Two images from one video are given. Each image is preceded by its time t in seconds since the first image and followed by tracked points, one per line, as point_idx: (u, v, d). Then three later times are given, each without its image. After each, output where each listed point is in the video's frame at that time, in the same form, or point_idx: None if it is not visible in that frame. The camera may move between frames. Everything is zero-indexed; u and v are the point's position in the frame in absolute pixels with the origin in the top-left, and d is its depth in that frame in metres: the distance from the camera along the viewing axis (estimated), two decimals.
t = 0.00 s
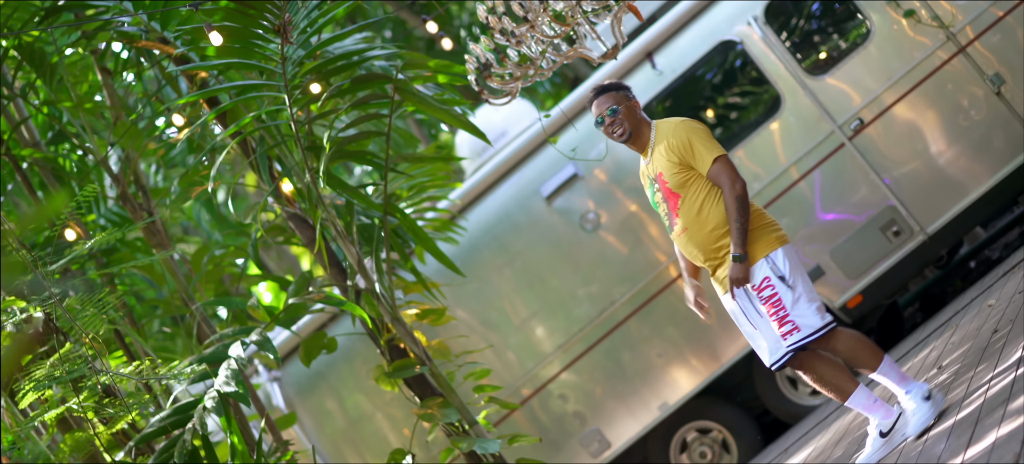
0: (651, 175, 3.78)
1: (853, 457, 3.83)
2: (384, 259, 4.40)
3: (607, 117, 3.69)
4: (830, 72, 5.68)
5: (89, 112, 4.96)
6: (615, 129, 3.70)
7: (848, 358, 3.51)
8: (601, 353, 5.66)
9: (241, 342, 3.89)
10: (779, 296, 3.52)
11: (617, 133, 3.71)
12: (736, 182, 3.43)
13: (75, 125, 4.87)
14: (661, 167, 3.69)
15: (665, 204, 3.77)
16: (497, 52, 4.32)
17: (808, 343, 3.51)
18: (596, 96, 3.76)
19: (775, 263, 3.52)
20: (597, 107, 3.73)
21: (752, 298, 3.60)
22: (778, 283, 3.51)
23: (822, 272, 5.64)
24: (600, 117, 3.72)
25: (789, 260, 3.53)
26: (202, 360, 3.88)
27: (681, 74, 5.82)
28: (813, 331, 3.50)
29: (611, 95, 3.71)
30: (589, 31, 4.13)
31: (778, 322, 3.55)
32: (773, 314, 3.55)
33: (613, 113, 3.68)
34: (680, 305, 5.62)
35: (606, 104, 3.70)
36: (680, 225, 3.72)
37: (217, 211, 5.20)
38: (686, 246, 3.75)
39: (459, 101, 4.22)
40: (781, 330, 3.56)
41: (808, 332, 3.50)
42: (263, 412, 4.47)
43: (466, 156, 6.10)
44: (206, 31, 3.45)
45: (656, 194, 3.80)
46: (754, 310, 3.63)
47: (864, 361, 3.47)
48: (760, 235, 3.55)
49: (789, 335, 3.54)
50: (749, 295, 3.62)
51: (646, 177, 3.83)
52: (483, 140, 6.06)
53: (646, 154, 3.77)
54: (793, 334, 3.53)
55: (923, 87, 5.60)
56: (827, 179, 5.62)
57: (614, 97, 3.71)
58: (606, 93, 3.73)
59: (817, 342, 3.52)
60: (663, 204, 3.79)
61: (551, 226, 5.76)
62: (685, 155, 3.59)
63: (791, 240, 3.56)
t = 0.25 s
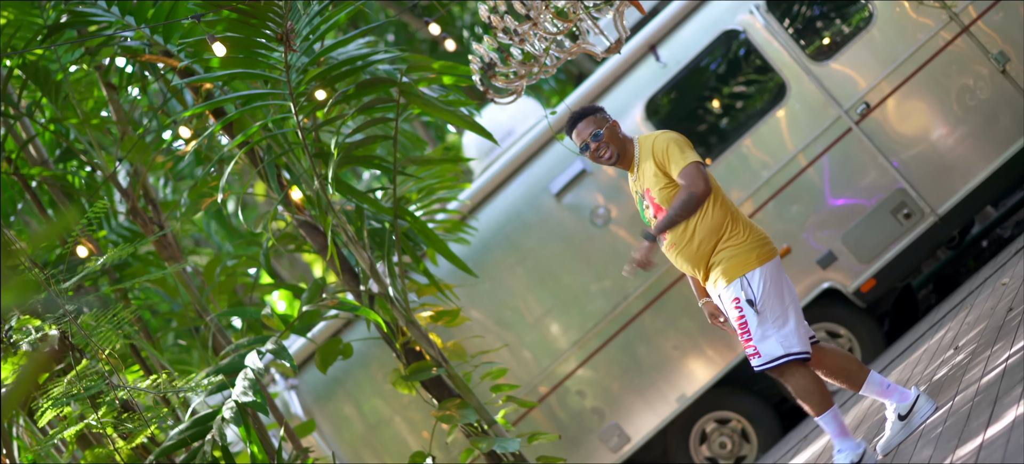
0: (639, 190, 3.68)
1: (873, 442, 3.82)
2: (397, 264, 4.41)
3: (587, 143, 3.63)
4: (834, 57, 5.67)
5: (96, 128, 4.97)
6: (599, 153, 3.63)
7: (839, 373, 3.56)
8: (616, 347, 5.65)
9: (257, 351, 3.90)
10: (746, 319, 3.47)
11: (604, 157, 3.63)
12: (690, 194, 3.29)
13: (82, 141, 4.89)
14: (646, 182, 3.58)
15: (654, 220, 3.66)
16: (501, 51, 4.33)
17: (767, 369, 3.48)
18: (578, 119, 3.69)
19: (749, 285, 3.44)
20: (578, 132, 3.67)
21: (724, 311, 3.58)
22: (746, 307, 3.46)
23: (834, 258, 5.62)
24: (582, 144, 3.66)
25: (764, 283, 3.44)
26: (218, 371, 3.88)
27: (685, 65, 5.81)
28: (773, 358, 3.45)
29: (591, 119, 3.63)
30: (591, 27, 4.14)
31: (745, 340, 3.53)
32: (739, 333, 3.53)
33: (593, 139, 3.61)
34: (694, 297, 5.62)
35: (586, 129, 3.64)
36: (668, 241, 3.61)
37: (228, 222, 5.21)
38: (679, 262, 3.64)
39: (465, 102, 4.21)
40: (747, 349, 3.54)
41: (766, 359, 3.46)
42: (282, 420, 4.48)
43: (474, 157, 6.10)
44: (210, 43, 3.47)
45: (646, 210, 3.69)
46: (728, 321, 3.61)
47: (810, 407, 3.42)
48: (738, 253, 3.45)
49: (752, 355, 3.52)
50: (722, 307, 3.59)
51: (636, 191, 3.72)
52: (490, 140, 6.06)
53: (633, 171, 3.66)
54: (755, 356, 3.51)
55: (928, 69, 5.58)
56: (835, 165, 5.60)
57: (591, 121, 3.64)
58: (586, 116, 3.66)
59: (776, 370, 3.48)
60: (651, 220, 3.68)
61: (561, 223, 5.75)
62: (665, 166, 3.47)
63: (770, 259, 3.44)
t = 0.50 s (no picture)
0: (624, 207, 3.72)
1: (890, 427, 3.82)
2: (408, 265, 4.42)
3: (577, 155, 3.60)
4: (835, 44, 5.65)
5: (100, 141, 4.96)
6: (585, 166, 3.62)
7: (841, 372, 3.63)
8: (628, 342, 5.65)
9: (270, 359, 3.90)
10: (733, 337, 3.52)
11: (589, 170, 3.62)
12: (628, 194, 3.28)
13: (87, 156, 4.89)
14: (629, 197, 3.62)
15: (640, 237, 3.72)
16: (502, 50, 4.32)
17: (756, 386, 3.51)
18: (563, 131, 3.66)
19: (735, 303, 3.50)
20: (566, 144, 3.64)
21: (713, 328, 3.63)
22: (733, 326, 3.51)
23: (843, 244, 5.61)
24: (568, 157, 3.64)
25: (751, 299, 3.49)
26: (232, 380, 3.88)
27: (687, 57, 5.80)
28: (763, 375, 3.48)
29: (578, 132, 3.63)
30: (592, 22, 4.11)
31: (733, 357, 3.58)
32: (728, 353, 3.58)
33: (581, 152, 3.60)
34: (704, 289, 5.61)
35: (575, 141, 3.62)
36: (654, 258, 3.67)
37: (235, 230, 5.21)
38: (666, 278, 3.71)
39: (467, 102, 4.20)
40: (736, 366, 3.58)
41: (755, 376, 3.49)
42: (298, 427, 4.48)
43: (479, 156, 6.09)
44: (211, 52, 3.44)
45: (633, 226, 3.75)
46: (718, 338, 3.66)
47: (785, 430, 3.49)
48: (724, 272, 3.51)
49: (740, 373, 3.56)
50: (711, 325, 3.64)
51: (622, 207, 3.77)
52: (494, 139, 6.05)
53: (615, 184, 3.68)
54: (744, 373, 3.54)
55: (930, 52, 5.56)
56: (841, 151, 5.58)
57: (578, 133, 3.63)
58: (572, 129, 3.65)
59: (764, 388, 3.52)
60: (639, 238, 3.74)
61: (569, 219, 5.75)
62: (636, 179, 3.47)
63: (756, 275, 3.49)
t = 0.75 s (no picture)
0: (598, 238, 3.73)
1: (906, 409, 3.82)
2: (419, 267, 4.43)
3: (550, 187, 3.63)
4: (835, 28, 5.63)
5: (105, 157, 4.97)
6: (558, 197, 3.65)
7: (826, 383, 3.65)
8: (641, 335, 5.65)
9: (283, 366, 3.91)
10: (709, 369, 3.50)
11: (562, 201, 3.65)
12: (615, 222, 3.35)
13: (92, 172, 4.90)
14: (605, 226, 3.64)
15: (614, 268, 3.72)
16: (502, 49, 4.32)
17: (736, 418, 3.48)
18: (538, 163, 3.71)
19: (710, 336, 3.49)
20: (540, 177, 3.68)
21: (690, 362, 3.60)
22: (708, 358, 3.49)
23: (851, 228, 5.61)
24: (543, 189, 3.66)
25: (725, 332, 3.48)
26: (246, 390, 3.88)
27: (687, 48, 5.78)
28: (741, 408, 3.45)
29: (553, 165, 3.66)
30: (590, 16, 4.11)
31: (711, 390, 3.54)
32: (705, 385, 3.55)
33: (556, 183, 3.62)
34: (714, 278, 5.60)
35: (549, 173, 3.65)
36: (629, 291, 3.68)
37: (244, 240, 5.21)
38: (640, 309, 3.71)
39: (470, 102, 4.20)
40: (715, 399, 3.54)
41: (734, 409, 3.47)
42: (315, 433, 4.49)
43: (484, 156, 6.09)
44: (211, 62, 3.47)
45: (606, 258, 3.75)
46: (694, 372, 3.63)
47: (779, 451, 3.41)
48: (699, 303, 3.52)
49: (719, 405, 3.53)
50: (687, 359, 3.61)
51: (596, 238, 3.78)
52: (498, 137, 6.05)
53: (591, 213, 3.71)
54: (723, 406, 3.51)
55: (930, 32, 5.54)
56: (845, 135, 5.56)
57: (552, 166, 3.67)
58: (547, 162, 3.69)
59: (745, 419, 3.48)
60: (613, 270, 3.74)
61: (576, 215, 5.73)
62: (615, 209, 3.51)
63: (731, 306, 3.50)
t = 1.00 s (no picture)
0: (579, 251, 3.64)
1: (918, 392, 3.81)
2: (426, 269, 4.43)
3: (526, 208, 3.50)
4: (833, 14, 5.62)
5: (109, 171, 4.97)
6: (536, 218, 3.52)
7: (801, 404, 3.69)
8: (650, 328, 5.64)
9: (294, 373, 3.91)
10: (710, 376, 3.42)
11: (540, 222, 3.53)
12: (587, 242, 3.23)
13: (96, 186, 4.90)
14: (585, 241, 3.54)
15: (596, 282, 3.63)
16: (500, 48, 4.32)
17: (742, 422, 3.41)
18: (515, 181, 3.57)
19: (705, 342, 3.43)
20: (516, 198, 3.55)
21: (685, 374, 3.51)
22: (707, 364, 3.42)
23: (856, 213, 5.60)
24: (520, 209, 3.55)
25: (719, 337, 3.42)
26: (258, 398, 3.88)
27: (686, 39, 5.77)
28: (747, 410, 3.38)
29: (529, 184, 3.52)
30: (587, 12, 4.10)
31: (713, 398, 3.45)
32: (706, 394, 3.46)
33: (532, 204, 3.49)
34: (721, 269, 5.59)
35: (523, 194, 3.52)
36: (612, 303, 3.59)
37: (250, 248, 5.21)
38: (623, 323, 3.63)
39: (471, 102, 4.20)
40: (718, 407, 3.45)
41: (741, 412, 3.39)
42: (328, 439, 4.49)
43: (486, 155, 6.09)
44: (211, 72, 3.47)
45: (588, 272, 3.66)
46: (690, 385, 3.53)
47: (790, 446, 3.41)
48: (684, 314, 3.45)
49: (724, 412, 3.44)
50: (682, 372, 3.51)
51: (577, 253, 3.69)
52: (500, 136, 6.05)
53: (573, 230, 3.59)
54: (728, 412, 3.43)
55: (928, 14, 5.53)
56: (848, 120, 5.55)
57: (527, 184, 3.53)
58: (522, 181, 3.54)
59: (753, 421, 3.42)
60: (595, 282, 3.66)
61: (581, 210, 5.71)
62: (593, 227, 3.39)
63: (717, 315, 3.43)
